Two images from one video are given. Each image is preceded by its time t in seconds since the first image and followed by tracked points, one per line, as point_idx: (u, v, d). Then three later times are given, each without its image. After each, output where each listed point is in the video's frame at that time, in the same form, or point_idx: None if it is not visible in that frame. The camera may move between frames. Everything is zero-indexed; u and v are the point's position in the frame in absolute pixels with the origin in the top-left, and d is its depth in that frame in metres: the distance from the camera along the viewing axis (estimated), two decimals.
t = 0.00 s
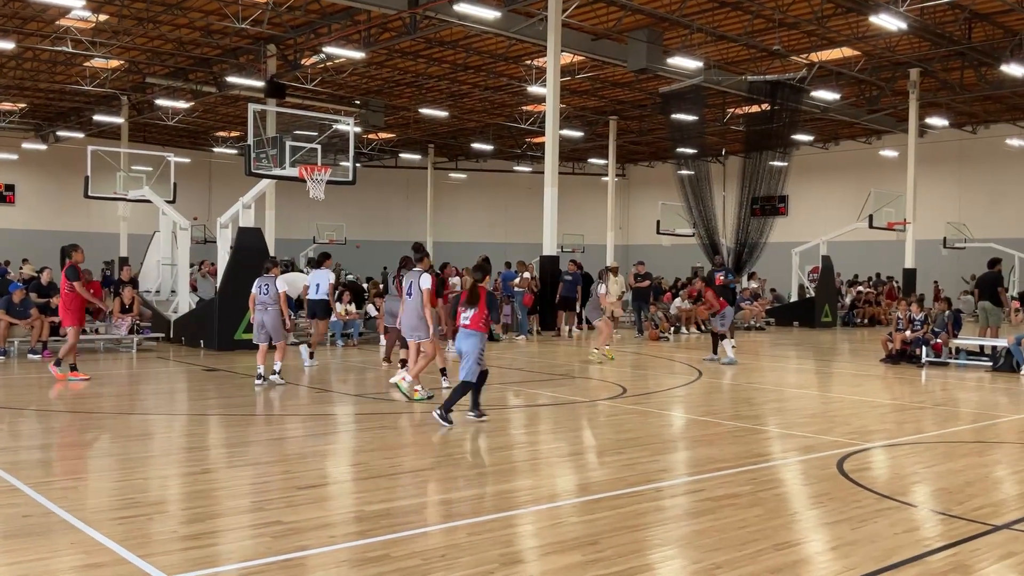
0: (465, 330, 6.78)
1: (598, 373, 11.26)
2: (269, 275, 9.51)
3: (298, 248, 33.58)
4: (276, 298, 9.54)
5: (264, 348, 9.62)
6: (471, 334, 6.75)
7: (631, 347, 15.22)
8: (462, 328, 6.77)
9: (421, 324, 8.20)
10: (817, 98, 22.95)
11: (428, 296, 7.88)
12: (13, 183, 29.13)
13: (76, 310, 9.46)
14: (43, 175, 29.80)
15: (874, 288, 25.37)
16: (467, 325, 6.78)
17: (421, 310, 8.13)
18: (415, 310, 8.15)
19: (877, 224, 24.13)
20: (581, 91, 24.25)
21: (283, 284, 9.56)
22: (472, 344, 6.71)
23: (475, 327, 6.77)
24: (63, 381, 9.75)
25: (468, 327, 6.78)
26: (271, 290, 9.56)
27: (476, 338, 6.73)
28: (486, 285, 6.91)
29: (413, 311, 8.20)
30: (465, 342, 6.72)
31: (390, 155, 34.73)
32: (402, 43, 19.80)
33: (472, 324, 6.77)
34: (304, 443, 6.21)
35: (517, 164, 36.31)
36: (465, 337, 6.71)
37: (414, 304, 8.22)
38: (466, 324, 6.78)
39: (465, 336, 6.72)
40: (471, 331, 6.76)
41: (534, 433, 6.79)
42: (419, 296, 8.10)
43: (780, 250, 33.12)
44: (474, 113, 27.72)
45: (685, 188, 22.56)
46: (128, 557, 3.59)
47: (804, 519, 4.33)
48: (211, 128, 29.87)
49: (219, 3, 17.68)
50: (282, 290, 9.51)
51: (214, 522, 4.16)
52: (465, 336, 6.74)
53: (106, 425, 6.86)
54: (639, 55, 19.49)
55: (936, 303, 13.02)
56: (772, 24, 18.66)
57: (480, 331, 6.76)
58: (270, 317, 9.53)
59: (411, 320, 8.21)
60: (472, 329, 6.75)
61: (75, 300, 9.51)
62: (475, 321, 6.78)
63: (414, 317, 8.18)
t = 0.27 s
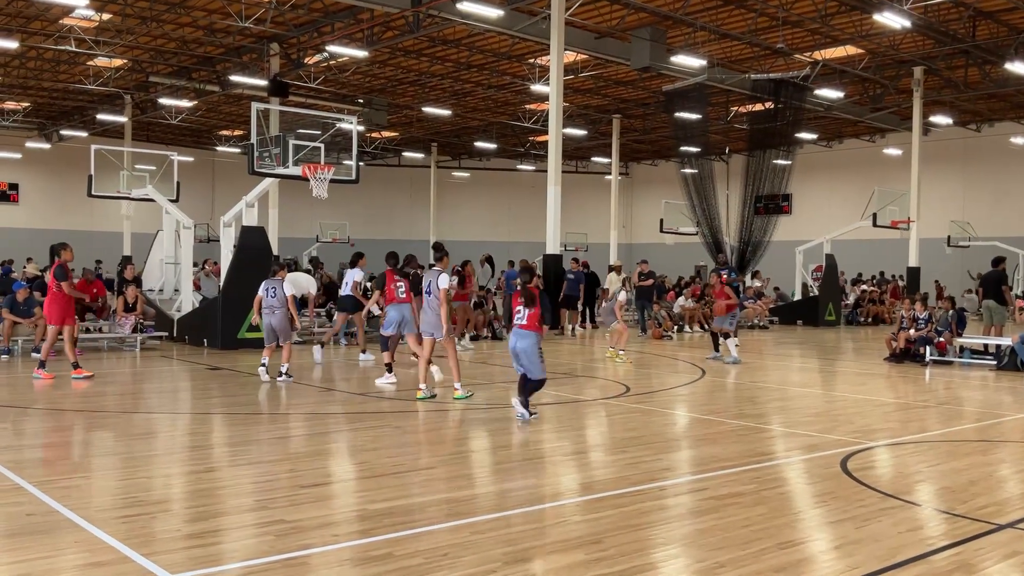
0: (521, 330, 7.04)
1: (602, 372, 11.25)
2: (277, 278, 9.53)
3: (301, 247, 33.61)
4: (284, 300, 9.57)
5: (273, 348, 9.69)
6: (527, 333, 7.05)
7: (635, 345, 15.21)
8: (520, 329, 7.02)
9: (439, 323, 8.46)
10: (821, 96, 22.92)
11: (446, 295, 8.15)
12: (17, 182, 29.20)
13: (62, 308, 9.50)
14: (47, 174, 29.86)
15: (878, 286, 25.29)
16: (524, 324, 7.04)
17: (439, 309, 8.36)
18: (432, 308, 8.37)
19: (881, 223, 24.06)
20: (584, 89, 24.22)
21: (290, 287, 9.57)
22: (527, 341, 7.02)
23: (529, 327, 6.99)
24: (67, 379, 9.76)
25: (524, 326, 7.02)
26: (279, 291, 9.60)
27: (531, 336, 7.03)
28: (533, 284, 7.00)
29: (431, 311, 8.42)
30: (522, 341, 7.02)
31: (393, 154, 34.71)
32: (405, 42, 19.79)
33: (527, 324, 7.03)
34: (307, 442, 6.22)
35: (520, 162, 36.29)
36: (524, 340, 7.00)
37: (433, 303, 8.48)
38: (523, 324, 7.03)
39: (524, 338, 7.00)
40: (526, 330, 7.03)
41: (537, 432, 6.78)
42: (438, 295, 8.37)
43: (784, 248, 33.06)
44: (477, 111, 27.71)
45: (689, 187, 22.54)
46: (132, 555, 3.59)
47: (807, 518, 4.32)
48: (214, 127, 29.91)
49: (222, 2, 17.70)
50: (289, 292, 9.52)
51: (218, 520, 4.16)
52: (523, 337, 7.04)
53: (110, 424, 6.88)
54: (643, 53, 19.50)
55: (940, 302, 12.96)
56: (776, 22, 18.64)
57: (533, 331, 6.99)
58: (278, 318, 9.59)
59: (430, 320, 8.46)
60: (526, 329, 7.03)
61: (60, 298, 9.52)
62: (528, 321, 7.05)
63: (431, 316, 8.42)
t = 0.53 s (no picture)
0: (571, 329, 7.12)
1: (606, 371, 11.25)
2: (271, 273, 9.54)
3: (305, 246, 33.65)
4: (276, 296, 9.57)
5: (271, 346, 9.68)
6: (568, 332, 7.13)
7: (639, 344, 15.21)
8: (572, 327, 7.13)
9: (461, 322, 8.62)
10: (825, 95, 22.87)
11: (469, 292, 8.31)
12: (21, 182, 29.26)
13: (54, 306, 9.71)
14: (52, 173, 29.93)
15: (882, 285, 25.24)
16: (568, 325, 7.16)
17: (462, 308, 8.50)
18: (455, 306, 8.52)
19: (886, 222, 24.00)
20: (588, 88, 24.20)
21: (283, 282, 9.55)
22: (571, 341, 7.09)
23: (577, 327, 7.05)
24: (72, 378, 9.79)
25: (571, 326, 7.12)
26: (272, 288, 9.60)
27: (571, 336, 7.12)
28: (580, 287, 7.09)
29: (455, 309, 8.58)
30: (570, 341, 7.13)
31: (397, 153, 34.71)
32: (408, 40, 19.80)
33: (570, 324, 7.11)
34: (312, 441, 6.23)
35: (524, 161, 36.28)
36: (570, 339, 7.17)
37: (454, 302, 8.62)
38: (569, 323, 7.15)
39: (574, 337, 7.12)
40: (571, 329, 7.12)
41: (541, 431, 6.77)
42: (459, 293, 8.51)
43: (788, 247, 33.01)
44: (481, 110, 27.70)
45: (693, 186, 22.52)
46: (137, 554, 3.60)
47: (812, 517, 4.31)
48: (218, 127, 29.94)
49: (227, 2, 17.73)
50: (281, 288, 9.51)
51: (223, 518, 4.17)
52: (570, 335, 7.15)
53: (115, 423, 6.89)
54: (647, 52, 19.51)
55: (945, 300, 12.94)
56: (780, 20, 18.60)
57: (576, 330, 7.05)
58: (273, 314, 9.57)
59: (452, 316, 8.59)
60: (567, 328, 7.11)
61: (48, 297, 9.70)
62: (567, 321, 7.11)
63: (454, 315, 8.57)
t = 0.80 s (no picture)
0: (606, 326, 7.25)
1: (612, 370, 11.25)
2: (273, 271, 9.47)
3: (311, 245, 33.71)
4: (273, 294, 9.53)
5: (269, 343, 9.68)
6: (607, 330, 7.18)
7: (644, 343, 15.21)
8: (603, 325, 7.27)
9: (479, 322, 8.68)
10: (831, 93, 22.81)
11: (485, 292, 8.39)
12: (28, 181, 29.35)
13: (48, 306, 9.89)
14: (58, 173, 30.02)
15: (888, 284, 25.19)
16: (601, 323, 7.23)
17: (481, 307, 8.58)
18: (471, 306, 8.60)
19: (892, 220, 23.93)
20: (593, 86, 24.18)
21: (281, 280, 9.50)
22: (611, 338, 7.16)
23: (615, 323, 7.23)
24: (78, 378, 9.81)
25: (605, 324, 7.25)
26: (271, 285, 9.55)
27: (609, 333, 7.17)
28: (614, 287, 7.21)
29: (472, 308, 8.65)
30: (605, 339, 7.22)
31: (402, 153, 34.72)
32: (414, 40, 19.80)
33: (610, 321, 7.19)
34: (318, 439, 6.24)
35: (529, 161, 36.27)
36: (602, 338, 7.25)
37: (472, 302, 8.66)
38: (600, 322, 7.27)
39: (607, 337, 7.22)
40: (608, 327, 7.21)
41: (547, 430, 6.78)
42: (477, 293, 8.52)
43: (794, 246, 32.94)
44: (486, 109, 27.70)
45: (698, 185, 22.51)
46: (144, 553, 3.61)
47: (819, 517, 4.30)
48: (224, 126, 30.00)
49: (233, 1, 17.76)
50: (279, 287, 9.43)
51: (230, 518, 4.18)
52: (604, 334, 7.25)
53: (121, 422, 6.91)
54: (652, 50, 19.48)
55: (952, 299, 12.89)
56: (786, 19, 18.57)
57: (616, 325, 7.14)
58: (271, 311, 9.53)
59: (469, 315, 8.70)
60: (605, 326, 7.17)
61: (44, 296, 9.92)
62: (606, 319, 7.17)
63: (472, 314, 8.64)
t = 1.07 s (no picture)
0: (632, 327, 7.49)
1: (616, 369, 11.24)
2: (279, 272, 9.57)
3: (315, 245, 33.75)
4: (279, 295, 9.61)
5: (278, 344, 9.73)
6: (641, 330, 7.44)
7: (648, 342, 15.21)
8: (627, 327, 7.47)
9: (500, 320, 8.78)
10: (836, 92, 22.77)
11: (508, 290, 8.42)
12: (32, 181, 29.42)
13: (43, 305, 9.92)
14: (62, 173, 30.07)
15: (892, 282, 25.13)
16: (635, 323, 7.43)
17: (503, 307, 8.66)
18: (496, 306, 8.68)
19: (896, 219, 23.88)
20: (597, 86, 24.17)
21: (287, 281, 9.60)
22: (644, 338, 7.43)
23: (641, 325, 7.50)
24: (82, 377, 9.82)
25: (634, 325, 7.46)
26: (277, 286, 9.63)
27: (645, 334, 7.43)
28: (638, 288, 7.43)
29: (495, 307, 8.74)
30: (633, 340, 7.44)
31: (406, 152, 34.71)
32: (417, 39, 19.81)
33: (640, 322, 7.43)
34: (322, 439, 6.25)
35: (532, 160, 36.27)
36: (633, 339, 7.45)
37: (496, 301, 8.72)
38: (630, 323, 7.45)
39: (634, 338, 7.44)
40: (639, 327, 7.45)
41: (551, 429, 6.77)
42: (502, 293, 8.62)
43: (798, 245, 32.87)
44: (489, 109, 27.71)
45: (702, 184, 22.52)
46: (149, 552, 3.61)
47: (824, 516, 4.30)
48: (228, 126, 30.03)
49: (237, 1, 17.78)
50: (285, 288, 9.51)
51: (235, 517, 4.18)
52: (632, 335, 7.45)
53: (126, 421, 6.91)
54: (655, 49, 19.42)
55: (957, 298, 12.86)
56: (790, 18, 18.54)
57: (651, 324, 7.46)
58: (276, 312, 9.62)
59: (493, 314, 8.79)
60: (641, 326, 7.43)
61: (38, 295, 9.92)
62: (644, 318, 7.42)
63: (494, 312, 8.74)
